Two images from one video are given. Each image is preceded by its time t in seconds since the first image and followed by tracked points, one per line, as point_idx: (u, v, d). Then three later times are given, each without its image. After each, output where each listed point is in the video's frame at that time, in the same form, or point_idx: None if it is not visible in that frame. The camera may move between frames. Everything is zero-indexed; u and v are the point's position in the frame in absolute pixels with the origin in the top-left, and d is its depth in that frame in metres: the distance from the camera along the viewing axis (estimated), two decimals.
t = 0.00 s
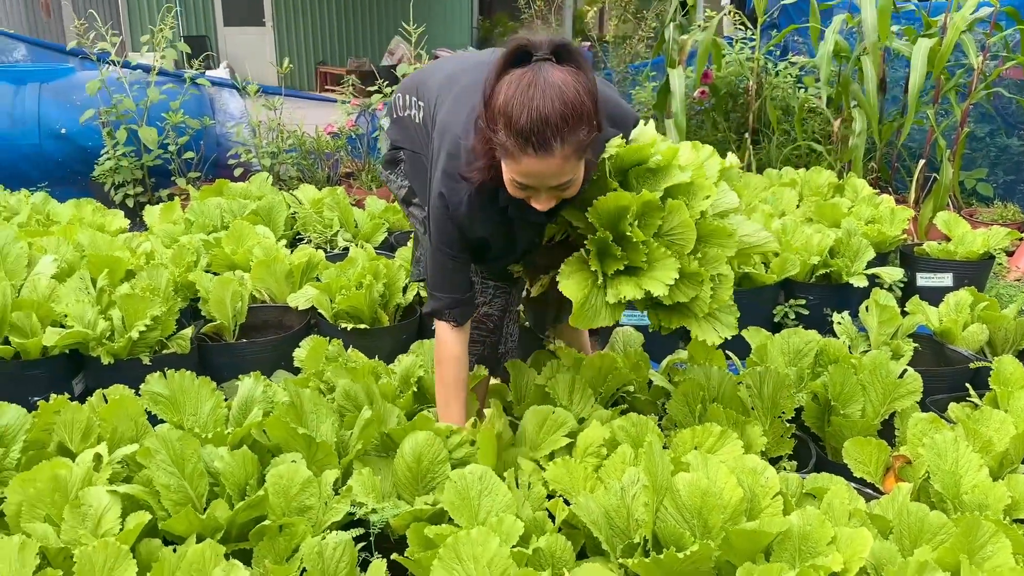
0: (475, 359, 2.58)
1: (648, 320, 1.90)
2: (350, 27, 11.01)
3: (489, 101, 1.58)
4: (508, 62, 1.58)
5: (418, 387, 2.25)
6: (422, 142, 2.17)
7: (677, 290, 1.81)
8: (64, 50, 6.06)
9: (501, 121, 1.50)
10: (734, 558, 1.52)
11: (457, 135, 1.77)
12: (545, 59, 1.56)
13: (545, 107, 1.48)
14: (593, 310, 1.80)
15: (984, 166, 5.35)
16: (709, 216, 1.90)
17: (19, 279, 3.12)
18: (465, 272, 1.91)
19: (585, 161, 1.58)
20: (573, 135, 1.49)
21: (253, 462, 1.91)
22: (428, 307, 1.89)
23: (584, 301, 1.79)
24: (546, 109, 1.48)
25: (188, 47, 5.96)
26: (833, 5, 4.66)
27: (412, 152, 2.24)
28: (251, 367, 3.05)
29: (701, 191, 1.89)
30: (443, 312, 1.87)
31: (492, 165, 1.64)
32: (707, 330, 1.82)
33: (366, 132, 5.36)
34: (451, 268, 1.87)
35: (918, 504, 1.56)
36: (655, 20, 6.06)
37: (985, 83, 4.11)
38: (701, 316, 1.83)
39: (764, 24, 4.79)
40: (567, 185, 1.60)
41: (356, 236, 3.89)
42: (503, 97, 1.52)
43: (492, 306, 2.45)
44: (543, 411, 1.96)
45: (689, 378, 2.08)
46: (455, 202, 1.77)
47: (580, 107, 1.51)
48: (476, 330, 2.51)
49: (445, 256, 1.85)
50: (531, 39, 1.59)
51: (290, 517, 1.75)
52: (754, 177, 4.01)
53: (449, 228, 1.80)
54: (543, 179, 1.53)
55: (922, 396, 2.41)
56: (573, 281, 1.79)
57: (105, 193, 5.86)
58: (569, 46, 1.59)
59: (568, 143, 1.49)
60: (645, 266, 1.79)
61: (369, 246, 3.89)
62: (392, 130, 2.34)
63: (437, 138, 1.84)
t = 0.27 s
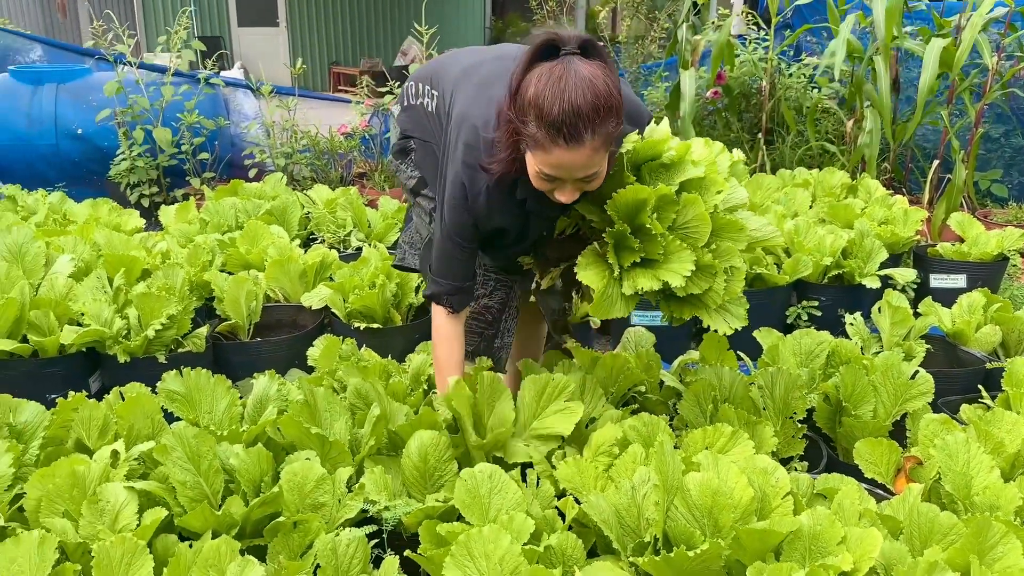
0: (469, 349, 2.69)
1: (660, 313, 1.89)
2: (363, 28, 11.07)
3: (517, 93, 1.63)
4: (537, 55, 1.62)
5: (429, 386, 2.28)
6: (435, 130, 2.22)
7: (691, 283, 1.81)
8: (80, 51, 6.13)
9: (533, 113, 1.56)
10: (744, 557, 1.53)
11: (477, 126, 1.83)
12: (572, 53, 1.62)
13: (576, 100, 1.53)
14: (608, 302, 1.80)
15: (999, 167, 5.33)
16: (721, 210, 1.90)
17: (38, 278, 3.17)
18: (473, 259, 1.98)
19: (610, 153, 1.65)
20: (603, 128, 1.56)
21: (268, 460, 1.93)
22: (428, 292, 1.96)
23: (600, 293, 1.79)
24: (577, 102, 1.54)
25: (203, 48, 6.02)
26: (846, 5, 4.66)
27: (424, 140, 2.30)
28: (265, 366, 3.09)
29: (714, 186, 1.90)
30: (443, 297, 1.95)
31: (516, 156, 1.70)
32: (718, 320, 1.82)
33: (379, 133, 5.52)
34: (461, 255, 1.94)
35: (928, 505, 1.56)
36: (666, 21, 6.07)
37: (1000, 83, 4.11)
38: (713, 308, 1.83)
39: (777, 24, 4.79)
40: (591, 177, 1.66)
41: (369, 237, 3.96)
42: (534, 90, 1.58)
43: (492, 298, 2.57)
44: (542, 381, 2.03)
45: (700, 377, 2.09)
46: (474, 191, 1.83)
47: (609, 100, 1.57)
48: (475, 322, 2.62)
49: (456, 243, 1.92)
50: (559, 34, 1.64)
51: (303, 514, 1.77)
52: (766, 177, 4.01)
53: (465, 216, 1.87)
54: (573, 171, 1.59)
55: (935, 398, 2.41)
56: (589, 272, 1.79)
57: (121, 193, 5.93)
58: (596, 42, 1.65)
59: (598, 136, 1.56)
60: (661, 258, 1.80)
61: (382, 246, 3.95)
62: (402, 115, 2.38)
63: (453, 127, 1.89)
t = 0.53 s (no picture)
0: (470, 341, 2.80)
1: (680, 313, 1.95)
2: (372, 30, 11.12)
3: (550, 103, 1.68)
4: (571, 67, 1.68)
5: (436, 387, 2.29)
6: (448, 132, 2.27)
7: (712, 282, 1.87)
8: (90, 53, 6.19)
9: (568, 124, 1.61)
10: (749, 559, 1.54)
11: (496, 130, 1.88)
12: (605, 66, 1.67)
13: (612, 112, 1.59)
14: (635, 305, 1.85)
15: (1008, 168, 5.33)
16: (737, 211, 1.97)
17: (49, 279, 3.20)
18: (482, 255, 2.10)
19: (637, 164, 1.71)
20: (634, 141, 1.61)
21: (277, 461, 1.95)
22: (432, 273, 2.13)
23: (628, 296, 1.84)
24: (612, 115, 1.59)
25: (212, 49, 6.06)
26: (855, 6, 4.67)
27: (435, 140, 2.36)
28: (274, 367, 3.12)
29: (728, 189, 1.98)
30: (443, 281, 2.12)
31: (544, 163, 1.75)
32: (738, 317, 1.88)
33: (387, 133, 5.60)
34: (471, 252, 2.05)
35: (933, 508, 1.57)
36: (674, 22, 6.08)
37: (1010, 84, 4.10)
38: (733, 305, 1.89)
39: (785, 25, 4.80)
40: (616, 187, 1.72)
41: (377, 238, 3.99)
42: (569, 101, 1.63)
43: (496, 294, 2.68)
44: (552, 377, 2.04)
45: (706, 380, 2.11)
46: (491, 193, 1.90)
47: (641, 113, 1.63)
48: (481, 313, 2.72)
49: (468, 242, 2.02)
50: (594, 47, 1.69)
51: (312, 515, 1.79)
52: (774, 178, 4.00)
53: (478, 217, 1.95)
54: (600, 181, 1.65)
55: (941, 400, 2.41)
56: (616, 276, 1.84)
57: (131, 194, 5.97)
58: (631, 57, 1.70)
59: (629, 149, 1.61)
60: (684, 261, 1.85)
61: (390, 247, 3.99)
62: (415, 114, 2.41)
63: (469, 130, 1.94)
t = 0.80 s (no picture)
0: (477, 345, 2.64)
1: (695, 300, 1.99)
2: (375, 30, 11.16)
3: (564, 77, 1.71)
4: (585, 45, 1.72)
5: (439, 386, 2.30)
6: (460, 130, 2.28)
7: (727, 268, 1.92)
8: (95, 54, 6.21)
9: (584, 96, 1.64)
10: (751, 558, 1.55)
11: (510, 112, 1.86)
12: (618, 44, 1.71)
13: (628, 85, 1.62)
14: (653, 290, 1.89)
15: (1012, 168, 5.33)
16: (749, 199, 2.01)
17: (55, 279, 3.22)
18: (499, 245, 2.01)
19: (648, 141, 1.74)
20: (647, 114, 1.65)
21: (281, 460, 1.96)
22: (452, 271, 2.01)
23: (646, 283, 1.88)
24: (628, 87, 1.63)
25: (216, 49, 6.08)
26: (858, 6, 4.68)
27: (448, 140, 2.36)
28: (277, 367, 3.13)
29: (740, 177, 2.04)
30: (469, 279, 1.99)
31: (557, 138, 1.77)
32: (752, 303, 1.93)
33: (391, 133, 5.64)
34: (490, 241, 1.96)
35: (934, 507, 1.57)
36: (676, 23, 6.10)
37: (1014, 84, 4.11)
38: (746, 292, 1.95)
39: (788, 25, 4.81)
40: (628, 163, 1.74)
41: (381, 238, 4.01)
42: (584, 75, 1.67)
43: (502, 292, 2.53)
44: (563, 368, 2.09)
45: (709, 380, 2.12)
46: (508, 174, 1.86)
47: (654, 88, 1.67)
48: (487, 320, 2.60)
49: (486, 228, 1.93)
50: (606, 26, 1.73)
51: (316, 513, 1.80)
52: (777, 178, 4.01)
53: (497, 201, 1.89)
54: (614, 153, 1.67)
55: (943, 400, 2.42)
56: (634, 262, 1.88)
57: (135, 194, 6.00)
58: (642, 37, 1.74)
59: (643, 121, 1.64)
60: (701, 248, 1.89)
61: (393, 247, 4.01)
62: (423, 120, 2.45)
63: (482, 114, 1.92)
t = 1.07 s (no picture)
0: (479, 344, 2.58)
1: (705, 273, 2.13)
2: (376, 30, 11.18)
3: (569, 42, 1.74)
4: (590, 10, 1.76)
5: (437, 385, 2.31)
6: (472, 123, 2.25)
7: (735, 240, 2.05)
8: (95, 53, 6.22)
9: (588, 54, 1.66)
10: (747, 556, 1.55)
11: (518, 88, 1.88)
12: (622, 8, 1.75)
13: (631, 42, 1.65)
14: (663, 263, 2.03)
15: (1011, 167, 5.34)
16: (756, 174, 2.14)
17: (55, 278, 3.23)
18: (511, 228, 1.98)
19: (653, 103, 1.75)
20: (652, 70, 1.68)
21: (280, 458, 1.96)
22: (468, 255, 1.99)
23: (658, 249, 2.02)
24: (631, 44, 1.65)
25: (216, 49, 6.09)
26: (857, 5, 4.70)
27: (460, 135, 2.33)
28: (276, 366, 3.14)
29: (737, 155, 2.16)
30: (485, 259, 1.97)
31: (562, 104, 1.78)
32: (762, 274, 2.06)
33: (390, 133, 5.66)
34: (504, 219, 1.93)
35: (930, 505, 1.58)
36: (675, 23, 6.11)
37: (1013, 83, 4.12)
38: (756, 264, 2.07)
39: (787, 25, 4.82)
40: (634, 125, 1.75)
41: (380, 237, 4.02)
42: (588, 35, 1.70)
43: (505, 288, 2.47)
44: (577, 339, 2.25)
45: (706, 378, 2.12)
46: (520, 148, 1.85)
47: (657, 48, 1.69)
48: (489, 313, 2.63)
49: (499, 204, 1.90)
50: None
51: (314, 512, 1.80)
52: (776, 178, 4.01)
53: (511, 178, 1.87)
54: (620, 110, 1.68)
55: (941, 399, 2.43)
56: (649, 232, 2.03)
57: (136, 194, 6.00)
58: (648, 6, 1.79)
59: (648, 76, 1.66)
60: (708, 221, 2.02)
61: (393, 247, 4.02)
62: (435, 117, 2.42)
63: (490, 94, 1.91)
